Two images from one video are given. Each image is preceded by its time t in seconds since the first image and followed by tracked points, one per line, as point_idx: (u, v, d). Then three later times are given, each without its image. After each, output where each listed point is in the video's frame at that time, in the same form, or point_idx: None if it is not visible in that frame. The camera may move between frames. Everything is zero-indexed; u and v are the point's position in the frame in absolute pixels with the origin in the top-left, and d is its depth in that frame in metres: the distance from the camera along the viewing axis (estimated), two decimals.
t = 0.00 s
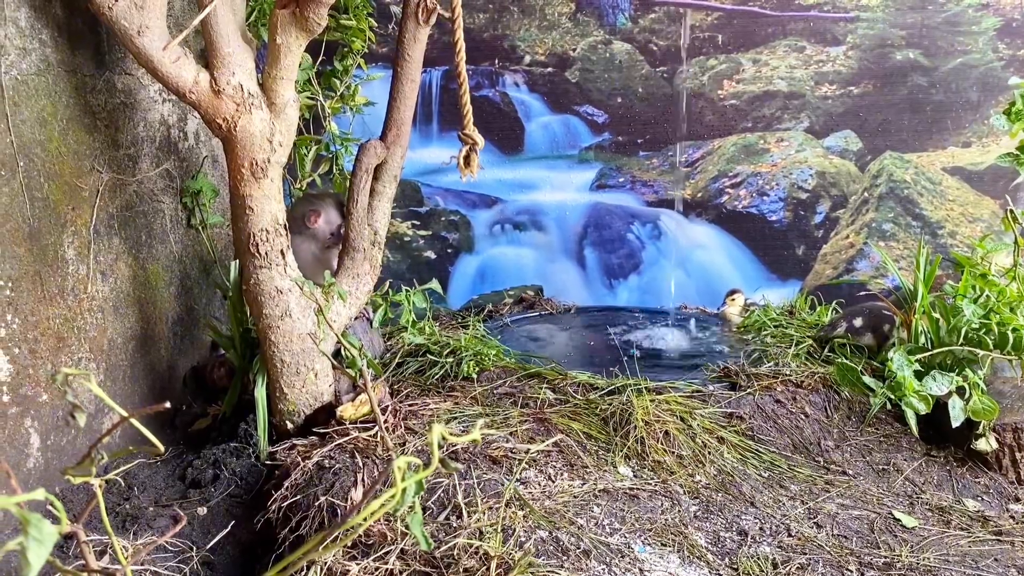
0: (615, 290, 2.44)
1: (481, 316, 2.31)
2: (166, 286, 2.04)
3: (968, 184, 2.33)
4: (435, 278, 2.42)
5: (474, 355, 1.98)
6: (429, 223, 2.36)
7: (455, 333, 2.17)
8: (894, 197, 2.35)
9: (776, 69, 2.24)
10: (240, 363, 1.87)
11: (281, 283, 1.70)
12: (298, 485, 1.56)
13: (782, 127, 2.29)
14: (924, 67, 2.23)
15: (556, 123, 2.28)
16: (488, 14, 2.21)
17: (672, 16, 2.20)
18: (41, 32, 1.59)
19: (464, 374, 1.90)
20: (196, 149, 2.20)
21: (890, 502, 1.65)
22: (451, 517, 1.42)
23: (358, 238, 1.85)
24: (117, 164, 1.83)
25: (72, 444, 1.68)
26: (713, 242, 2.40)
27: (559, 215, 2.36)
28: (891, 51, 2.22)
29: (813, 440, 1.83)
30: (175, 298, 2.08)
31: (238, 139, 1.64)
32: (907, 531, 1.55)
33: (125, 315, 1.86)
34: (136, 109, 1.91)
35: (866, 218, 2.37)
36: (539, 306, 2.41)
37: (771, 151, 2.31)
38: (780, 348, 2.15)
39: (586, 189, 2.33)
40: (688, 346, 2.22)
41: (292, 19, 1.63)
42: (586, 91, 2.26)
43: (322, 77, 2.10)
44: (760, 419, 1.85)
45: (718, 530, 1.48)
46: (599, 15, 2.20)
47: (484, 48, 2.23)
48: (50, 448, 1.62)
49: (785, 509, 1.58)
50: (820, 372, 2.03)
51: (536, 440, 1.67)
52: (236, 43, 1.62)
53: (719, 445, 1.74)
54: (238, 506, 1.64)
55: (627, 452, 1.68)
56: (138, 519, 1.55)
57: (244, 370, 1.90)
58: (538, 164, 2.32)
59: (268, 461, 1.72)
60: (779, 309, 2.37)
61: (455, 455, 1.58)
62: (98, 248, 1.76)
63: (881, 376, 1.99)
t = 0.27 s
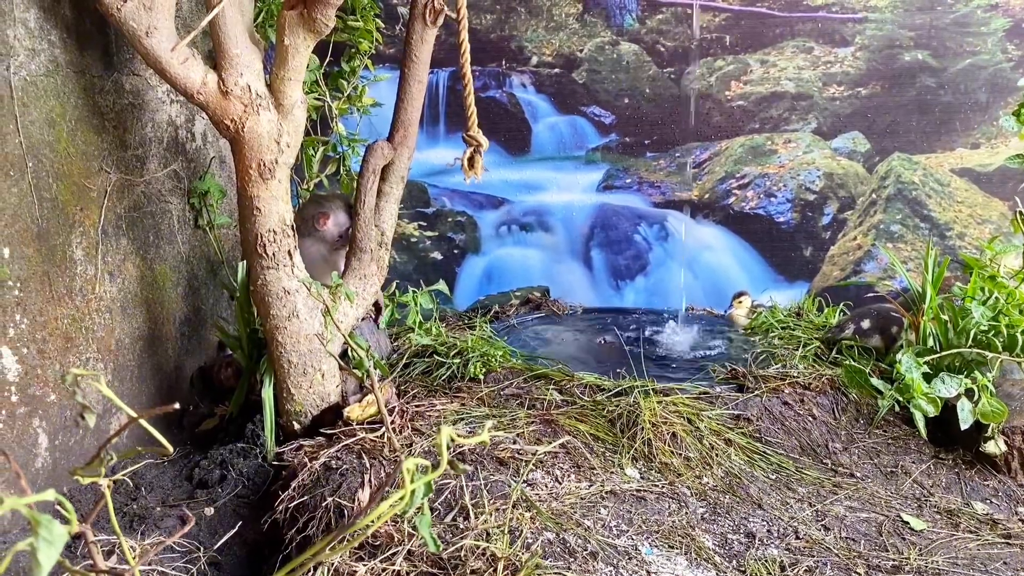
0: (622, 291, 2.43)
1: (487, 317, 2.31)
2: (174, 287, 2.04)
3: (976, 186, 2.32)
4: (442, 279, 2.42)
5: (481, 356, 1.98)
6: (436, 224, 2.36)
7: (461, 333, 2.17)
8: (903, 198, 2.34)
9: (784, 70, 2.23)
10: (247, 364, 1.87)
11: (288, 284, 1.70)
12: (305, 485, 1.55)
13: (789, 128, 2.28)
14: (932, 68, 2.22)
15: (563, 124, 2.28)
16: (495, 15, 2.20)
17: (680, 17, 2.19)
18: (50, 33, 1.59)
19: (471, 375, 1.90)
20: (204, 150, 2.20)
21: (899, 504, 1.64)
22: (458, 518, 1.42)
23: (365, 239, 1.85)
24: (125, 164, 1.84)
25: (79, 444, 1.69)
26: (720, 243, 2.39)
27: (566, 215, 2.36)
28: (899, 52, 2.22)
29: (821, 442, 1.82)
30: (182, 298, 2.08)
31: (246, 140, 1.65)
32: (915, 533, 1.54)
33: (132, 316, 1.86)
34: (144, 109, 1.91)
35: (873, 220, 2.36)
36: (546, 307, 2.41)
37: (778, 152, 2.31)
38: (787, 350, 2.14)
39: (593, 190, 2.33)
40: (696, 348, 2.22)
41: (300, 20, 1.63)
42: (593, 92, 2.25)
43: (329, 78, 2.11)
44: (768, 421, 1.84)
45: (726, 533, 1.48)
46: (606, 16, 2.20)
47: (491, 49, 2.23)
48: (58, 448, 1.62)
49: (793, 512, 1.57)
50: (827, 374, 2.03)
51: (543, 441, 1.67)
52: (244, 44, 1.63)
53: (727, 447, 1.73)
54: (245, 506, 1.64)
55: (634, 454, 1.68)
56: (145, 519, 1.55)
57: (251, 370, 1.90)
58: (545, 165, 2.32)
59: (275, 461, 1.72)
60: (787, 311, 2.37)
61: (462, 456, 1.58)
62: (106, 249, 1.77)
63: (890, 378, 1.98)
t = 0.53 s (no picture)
0: (631, 293, 2.43)
1: (496, 318, 2.31)
2: (184, 288, 2.04)
3: (988, 187, 2.31)
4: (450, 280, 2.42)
5: (490, 357, 1.97)
6: (444, 225, 2.36)
7: (470, 335, 2.17)
8: (913, 200, 2.33)
9: (793, 71, 2.23)
10: (257, 365, 1.88)
11: (298, 285, 1.70)
12: (315, 486, 1.55)
13: (799, 130, 2.28)
14: (943, 69, 2.21)
15: (572, 126, 2.27)
16: (504, 17, 2.21)
17: (689, 18, 2.19)
18: (61, 36, 1.60)
19: (480, 377, 1.90)
20: (214, 152, 2.21)
21: (910, 508, 1.63)
22: (468, 520, 1.42)
23: (374, 241, 1.85)
24: (136, 166, 1.84)
25: (90, 445, 1.69)
26: (729, 245, 2.38)
27: (574, 217, 2.35)
28: (909, 53, 2.21)
29: (831, 445, 1.81)
30: (192, 300, 2.09)
31: (256, 142, 1.65)
32: (926, 537, 1.53)
33: (142, 317, 1.87)
34: (154, 111, 1.92)
35: (884, 221, 2.35)
36: (555, 308, 2.41)
37: (788, 153, 2.30)
38: (797, 352, 2.13)
39: (602, 192, 2.33)
40: (705, 350, 2.21)
41: (310, 22, 1.63)
42: (602, 93, 2.25)
43: (338, 80, 2.11)
44: (778, 423, 1.84)
45: (736, 535, 1.47)
46: (615, 18, 2.20)
47: (500, 50, 2.23)
48: (68, 448, 1.63)
49: (803, 514, 1.56)
50: (837, 376, 2.02)
51: (552, 443, 1.67)
52: (254, 46, 1.63)
53: (736, 449, 1.73)
54: (255, 508, 1.64)
55: (644, 456, 1.68)
56: (155, 520, 1.55)
57: (261, 372, 1.90)
58: (554, 167, 2.32)
59: (284, 463, 1.72)
60: (796, 313, 2.36)
61: (472, 458, 1.58)
62: (117, 250, 1.77)
63: (900, 380, 1.96)
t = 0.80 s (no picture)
0: (639, 294, 2.42)
1: (504, 319, 2.31)
2: (193, 289, 2.05)
3: (999, 188, 2.30)
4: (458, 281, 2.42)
5: (499, 358, 1.97)
6: (453, 226, 2.36)
7: (479, 336, 2.17)
8: (924, 201, 2.32)
9: (803, 72, 2.22)
10: (266, 366, 1.88)
11: (307, 286, 1.71)
12: (324, 487, 1.55)
13: (809, 130, 2.27)
14: (954, 69, 2.20)
15: (581, 127, 2.27)
16: (513, 18, 2.21)
17: (698, 19, 2.19)
18: (72, 38, 1.61)
19: (489, 378, 1.89)
20: (223, 154, 2.22)
21: (921, 510, 1.62)
22: (476, 521, 1.42)
23: (383, 242, 1.85)
24: (146, 167, 1.85)
25: (100, 446, 1.70)
26: (739, 246, 2.37)
27: (583, 218, 2.35)
28: (920, 53, 2.20)
29: (841, 447, 1.80)
30: (202, 301, 2.09)
31: (266, 144, 1.66)
32: (937, 539, 1.52)
33: (152, 318, 1.88)
34: (164, 113, 1.93)
35: (894, 222, 2.33)
36: (563, 310, 2.40)
37: (798, 154, 2.29)
38: (807, 354, 2.12)
39: (611, 192, 2.32)
40: (715, 351, 2.20)
41: (319, 24, 1.63)
42: (611, 94, 2.25)
43: (348, 81, 2.12)
44: (787, 425, 1.83)
45: (745, 537, 1.46)
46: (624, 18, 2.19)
47: (509, 51, 2.23)
48: (79, 449, 1.63)
49: (813, 516, 1.55)
50: (847, 378, 2.01)
51: (561, 444, 1.66)
52: (264, 48, 1.64)
53: (746, 451, 1.72)
54: (264, 508, 1.64)
55: (653, 458, 1.67)
56: (165, 520, 1.56)
57: (270, 373, 1.90)
58: (562, 168, 2.31)
59: (293, 464, 1.72)
60: (806, 314, 2.35)
61: (480, 459, 1.58)
62: (127, 252, 1.78)
63: (911, 382, 1.95)
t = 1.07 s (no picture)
0: (648, 297, 2.42)
1: (512, 322, 2.31)
2: (203, 292, 2.06)
3: (1009, 190, 2.28)
4: (466, 283, 2.42)
5: (507, 361, 1.97)
6: (461, 229, 2.36)
7: (487, 338, 2.17)
8: (933, 203, 2.31)
9: (812, 74, 2.21)
10: (275, 368, 1.89)
11: (316, 289, 1.72)
12: (332, 490, 1.55)
13: (818, 132, 2.26)
14: (964, 71, 2.19)
15: (589, 130, 2.27)
16: (521, 21, 2.21)
17: (707, 21, 2.18)
18: (83, 43, 1.62)
19: (497, 381, 1.89)
20: (233, 157, 2.23)
21: (931, 513, 1.62)
22: (485, 524, 1.42)
23: (392, 246, 1.86)
24: (155, 171, 1.86)
25: (110, 448, 1.71)
26: (747, 248, 2.37)
27: (591, 221, 2.35)
28: (930, 55, 2.19)
29: (851, 449, 1.79)
30: (211, 303, 2.10)
31: (275, 147, 1.67)
32: (947, 543, 1.51)
33: (162, 321, 1.88)
34: (174, 116, 1.93)
35: (903, 224, 2.32)
36: (571, 312, 2.40)
37: (807, 156, 2.28)
38: (816, 356, 2.11)
39: (619, 195, 2.32)
40: (724, 354, 2.19)
41: (328, 27, 1.64)
42: (619, 96, 2.25)
43: (356, 85, 2.13)
44: (797, 428, 1.82)
45: (754, 541, 1.46)
46: (632, 21, 2.19)
47: (517, 54, 2.23)
48: (89, 451, 1.64)
49: (823, 520, 1.55)
50: (857, 380, 2.00)
51: (569, 447, 1.66)
52: (272, 52, 1.64)
53: (755, 454, 1.72)
54: (273, 510, 1.64)
55: (662, 461, 1.67)
56: (174, 523, 1.56)
57: (279, 375, 1.91)
58: (571, 170, 2.31)
59: (302, 466, 1.73)
60: (815, 317, 2.34)
61: (489, 462, 1.58)
62: (137, 255, 1.79)
63: (920, 385, 1.96)
